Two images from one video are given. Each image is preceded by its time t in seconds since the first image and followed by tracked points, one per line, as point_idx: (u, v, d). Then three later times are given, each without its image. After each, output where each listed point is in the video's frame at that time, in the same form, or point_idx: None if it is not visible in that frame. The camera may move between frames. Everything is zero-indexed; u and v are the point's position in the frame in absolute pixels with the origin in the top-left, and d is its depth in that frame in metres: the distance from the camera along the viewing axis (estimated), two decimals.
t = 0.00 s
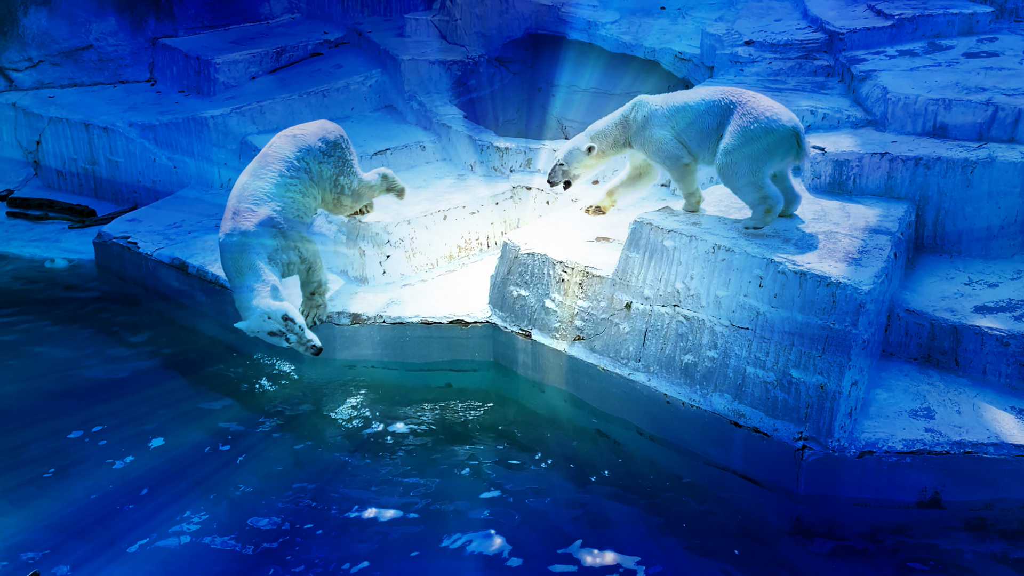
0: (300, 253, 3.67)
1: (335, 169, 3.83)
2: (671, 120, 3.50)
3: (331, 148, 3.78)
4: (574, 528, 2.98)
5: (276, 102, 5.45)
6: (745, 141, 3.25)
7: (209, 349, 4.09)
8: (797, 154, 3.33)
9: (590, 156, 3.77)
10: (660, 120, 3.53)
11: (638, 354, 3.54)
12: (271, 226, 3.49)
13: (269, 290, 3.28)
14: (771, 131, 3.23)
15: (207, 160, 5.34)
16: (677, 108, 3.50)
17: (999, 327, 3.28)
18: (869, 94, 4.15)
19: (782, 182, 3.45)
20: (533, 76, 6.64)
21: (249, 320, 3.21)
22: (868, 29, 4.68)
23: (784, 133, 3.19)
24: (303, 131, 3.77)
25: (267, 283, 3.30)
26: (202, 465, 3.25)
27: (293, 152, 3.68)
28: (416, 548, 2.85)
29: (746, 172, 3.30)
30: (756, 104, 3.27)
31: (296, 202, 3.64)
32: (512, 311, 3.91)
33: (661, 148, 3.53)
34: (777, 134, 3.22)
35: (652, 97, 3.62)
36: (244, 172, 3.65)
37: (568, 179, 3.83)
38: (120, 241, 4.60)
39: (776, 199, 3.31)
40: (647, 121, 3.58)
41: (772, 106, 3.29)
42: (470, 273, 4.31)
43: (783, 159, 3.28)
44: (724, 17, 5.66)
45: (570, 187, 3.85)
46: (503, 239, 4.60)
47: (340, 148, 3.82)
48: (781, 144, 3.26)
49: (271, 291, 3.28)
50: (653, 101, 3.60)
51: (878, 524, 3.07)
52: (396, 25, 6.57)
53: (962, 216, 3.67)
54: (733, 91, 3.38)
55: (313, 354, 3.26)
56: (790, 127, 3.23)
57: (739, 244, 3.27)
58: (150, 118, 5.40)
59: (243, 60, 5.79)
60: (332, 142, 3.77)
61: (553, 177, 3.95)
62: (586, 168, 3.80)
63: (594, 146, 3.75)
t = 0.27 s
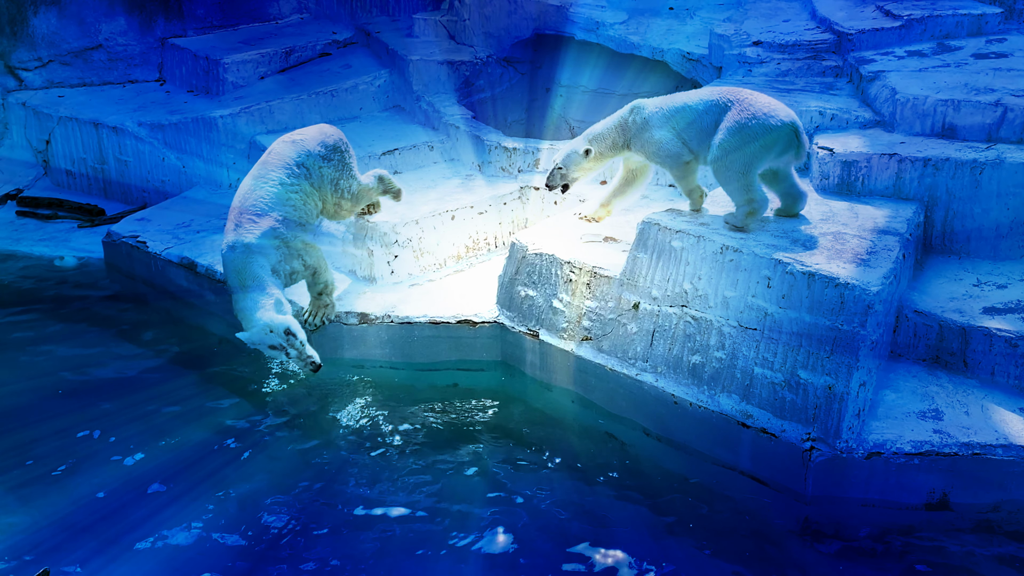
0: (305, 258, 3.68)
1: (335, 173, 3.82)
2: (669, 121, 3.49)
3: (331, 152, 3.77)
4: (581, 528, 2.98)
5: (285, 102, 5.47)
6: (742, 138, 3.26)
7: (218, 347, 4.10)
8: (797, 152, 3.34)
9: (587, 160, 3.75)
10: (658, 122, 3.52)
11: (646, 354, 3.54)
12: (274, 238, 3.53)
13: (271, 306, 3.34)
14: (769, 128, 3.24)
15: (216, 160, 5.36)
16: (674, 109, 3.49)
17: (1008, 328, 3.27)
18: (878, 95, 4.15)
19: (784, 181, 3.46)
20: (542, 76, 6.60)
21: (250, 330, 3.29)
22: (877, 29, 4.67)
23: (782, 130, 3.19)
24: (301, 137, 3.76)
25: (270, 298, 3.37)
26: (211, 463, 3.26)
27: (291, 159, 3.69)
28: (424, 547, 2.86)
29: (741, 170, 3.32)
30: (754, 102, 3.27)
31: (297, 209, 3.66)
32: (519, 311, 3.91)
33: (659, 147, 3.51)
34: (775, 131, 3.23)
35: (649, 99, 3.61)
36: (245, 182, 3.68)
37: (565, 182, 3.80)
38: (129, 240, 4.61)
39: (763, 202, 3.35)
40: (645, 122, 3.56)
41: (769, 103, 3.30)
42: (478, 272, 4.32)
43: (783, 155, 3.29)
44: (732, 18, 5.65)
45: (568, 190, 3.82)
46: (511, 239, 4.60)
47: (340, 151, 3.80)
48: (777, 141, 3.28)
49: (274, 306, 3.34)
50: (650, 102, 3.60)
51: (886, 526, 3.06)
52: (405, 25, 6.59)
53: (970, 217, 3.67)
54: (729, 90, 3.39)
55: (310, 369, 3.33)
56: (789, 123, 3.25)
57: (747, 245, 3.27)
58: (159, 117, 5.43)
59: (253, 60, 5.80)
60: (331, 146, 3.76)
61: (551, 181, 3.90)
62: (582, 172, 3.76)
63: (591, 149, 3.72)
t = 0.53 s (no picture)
0: (310, 264, 3.69)
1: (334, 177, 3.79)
2: (668, 122, 3.50)
3: (331, 157, 3.74)
4: (589, 527, 2.98)
5: (295, 101, 5.48)
6: (740, 135, 3.28)
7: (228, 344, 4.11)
8: (797, 149, 3.37)
9: (587, 163, 3.69)
10: (656, 124, 3.53)
11: (655, 353, 3.54)
12: (278, 248, 3.53)
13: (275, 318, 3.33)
14: (766, 125, 3.27)
15: (225, 158, 5.37)
16: (672, 110, 3.51)
17: (1018, 329, 3.26)
18: (888, 95, 4.14)
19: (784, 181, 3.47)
20: (553, 75, 6.54)
21: (251, 340, 3.28)
22: (888, 29, 4.66)
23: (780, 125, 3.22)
24: (301, 143, 3.73)
25: (273, 309, 3.36)
26: (220, 461, 3.27)
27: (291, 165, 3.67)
28: (432, 545, 2.86)
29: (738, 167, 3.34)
30: (751, 99, 3.30)
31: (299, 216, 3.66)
32: (528, 310, 3.91)
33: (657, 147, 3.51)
34: (771, 128, 3.26)
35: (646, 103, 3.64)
36: (246, 191, 3.66)
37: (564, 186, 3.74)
38: (140, 238, 4.63)
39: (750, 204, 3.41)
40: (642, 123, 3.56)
41: (766, 100, 3.34)
42: (486, 272, 4.31)
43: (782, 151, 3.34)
44: (742, 18, 5.64)
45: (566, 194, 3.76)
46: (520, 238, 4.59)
47: (340, 155, 3.78)
48: (774, 138, 3.31)
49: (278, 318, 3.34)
50: (648, 105, 3.62)
51: (895, 527, 3.05)
52: (414, 24, 6.60)
53: (981, 217, 3.66)
54: (726, 90, 3.42)
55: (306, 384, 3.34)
56: (785, 119, 3.27)
57: (757, 244, 3.27)
58: (170, 115, 5.46)
59: (263, 59, 5.81)
60: (331, 150, 3.73)
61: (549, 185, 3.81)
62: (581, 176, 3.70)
63: (590, 152, 3.68)
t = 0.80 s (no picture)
0: (315, 278, 3.59)
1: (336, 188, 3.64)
2: (663, 127, 3.52)
3: (331, 167, 3.60)
4: (601, 527, 2.98)
5: (310, 100, 5.52)
6: (733, 134, 3.29)
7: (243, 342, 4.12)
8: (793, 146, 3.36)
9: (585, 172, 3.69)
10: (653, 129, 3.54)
11: (668, 354, 3.54)
12: (282, 265, 3.39)
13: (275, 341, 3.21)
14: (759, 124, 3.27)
15: (240, 158, 5.41)
16: (667, 114, 3.54)
17: None
18: (903, 95, 4.13)
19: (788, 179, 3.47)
20: (567, 75, 6.42)
21: (249, 360, 3.16)
22: (902, 29, 4.65)
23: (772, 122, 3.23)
24: (300, 154, 3.59)
25: (276, 329, 3.24)
26: (234, 457, 3.28)
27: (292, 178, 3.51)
28: (443, 543, 2.87)
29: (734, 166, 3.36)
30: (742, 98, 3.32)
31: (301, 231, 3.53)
32: (541, 310, 3.93)
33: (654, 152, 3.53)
34: (764, 126, 3.27)
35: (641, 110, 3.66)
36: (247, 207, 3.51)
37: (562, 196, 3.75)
38: (156, 236, 4.66)
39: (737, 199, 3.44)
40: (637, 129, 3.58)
41: (758, 97, 3.35)
42: (500, 270, 4.33)
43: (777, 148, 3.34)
44: (755, 18, 5.63)
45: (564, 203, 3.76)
46: (534, 238, 4.61)
47: (340, 165, 3.64)
48: (769, 137, 3.32)
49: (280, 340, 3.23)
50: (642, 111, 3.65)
51: (909, 528, 3.04)
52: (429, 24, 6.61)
53: (996, 219, 3.64)
54: (718, 92, 3.45)
55: (298, 409, 3.27)
56: (778, 117, 3.28)
57: (770, 245, 3.26)
58: (185, 115, 5.51)
59: (277, 58, 5.84)
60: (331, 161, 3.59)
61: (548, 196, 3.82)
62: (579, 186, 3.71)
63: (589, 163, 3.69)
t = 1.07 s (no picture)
0: (320, 289, 3.49)
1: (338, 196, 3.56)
2: (660, 132, 3.54)
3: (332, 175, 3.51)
4: (609, 527, 2.98)
5: (322, 99, 5.59)
6: (730, 134, 3.33)
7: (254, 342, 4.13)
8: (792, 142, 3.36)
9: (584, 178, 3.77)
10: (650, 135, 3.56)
11: (677, 354, 3.54)
12: (286, 279, 3.31)
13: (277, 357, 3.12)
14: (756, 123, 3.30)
15: (251, 156, 5.43)
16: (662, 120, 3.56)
17: None
18: (914, 96, 4.12)
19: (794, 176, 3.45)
20: (575, 75, 6.56)
21: (248, 372, 3.08)
22: (914, 29, 4.64)
23: (769, 121, 3.26)
24: (299, 164, 3.50)
25: (278, 345, 3.16)
26: (243, 455, 3.30)
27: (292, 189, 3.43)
28: (451, 542, 2.87)
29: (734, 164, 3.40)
30: (737, 98, 3.35)
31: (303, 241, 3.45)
32: (551, 310, 3.93)
33: (652, 156, 3.55)
34: (761, 124, 3.30)
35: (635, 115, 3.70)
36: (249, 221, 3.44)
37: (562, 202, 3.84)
38: (167, 235, 4.67)
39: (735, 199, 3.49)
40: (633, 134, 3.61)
41: (753, 96, 3.38)
42: (510, 270, 4.32)
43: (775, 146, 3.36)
44: (765, 19, 5.61)
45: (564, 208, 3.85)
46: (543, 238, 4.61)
47: (341, 172, 3.55)
48: (766, 136, 3.33)
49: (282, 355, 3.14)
50: (636, 117, 3.69)
51: (918, 530, 3.03)
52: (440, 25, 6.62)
53: (1008, 220, 3.63)
54: (711, 93, 3.48)
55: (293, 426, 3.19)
56: (774, 115, 3.29)
57: (781, 245, 3.26)
58: (197, 114, 5.55)
59: (289, 58, 5.93)
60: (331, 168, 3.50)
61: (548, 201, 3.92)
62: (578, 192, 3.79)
63: (589, 170, 3.77)
